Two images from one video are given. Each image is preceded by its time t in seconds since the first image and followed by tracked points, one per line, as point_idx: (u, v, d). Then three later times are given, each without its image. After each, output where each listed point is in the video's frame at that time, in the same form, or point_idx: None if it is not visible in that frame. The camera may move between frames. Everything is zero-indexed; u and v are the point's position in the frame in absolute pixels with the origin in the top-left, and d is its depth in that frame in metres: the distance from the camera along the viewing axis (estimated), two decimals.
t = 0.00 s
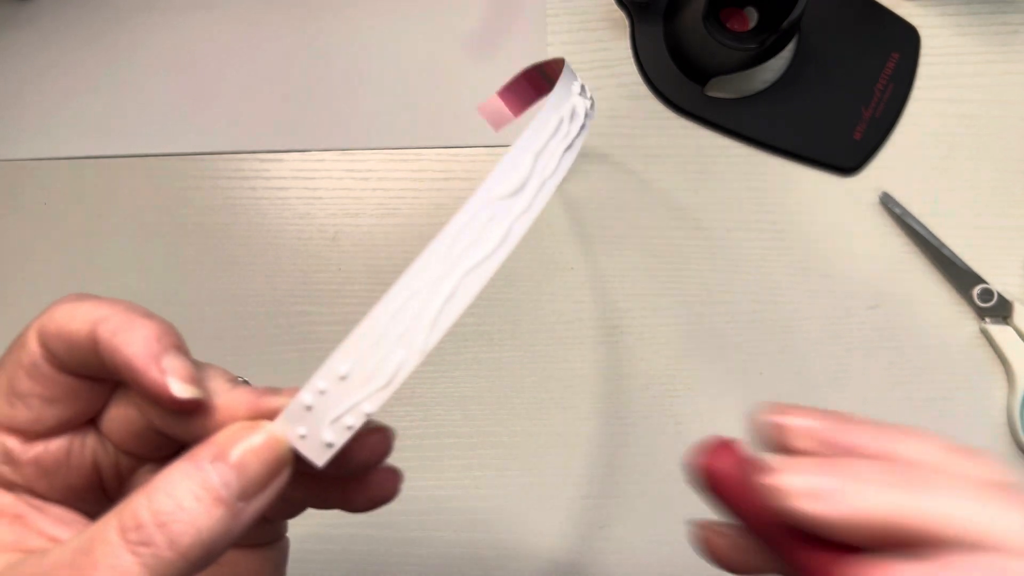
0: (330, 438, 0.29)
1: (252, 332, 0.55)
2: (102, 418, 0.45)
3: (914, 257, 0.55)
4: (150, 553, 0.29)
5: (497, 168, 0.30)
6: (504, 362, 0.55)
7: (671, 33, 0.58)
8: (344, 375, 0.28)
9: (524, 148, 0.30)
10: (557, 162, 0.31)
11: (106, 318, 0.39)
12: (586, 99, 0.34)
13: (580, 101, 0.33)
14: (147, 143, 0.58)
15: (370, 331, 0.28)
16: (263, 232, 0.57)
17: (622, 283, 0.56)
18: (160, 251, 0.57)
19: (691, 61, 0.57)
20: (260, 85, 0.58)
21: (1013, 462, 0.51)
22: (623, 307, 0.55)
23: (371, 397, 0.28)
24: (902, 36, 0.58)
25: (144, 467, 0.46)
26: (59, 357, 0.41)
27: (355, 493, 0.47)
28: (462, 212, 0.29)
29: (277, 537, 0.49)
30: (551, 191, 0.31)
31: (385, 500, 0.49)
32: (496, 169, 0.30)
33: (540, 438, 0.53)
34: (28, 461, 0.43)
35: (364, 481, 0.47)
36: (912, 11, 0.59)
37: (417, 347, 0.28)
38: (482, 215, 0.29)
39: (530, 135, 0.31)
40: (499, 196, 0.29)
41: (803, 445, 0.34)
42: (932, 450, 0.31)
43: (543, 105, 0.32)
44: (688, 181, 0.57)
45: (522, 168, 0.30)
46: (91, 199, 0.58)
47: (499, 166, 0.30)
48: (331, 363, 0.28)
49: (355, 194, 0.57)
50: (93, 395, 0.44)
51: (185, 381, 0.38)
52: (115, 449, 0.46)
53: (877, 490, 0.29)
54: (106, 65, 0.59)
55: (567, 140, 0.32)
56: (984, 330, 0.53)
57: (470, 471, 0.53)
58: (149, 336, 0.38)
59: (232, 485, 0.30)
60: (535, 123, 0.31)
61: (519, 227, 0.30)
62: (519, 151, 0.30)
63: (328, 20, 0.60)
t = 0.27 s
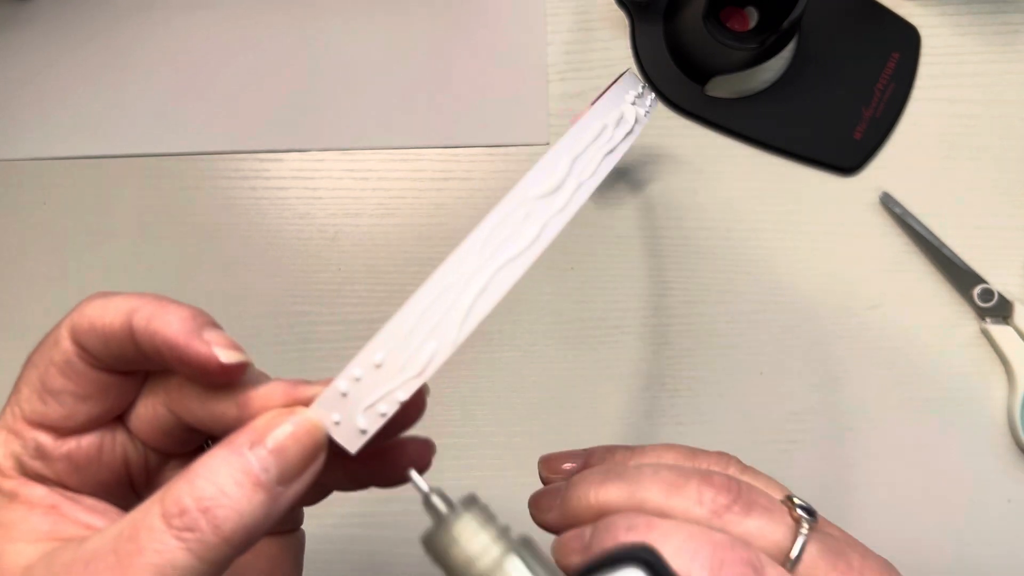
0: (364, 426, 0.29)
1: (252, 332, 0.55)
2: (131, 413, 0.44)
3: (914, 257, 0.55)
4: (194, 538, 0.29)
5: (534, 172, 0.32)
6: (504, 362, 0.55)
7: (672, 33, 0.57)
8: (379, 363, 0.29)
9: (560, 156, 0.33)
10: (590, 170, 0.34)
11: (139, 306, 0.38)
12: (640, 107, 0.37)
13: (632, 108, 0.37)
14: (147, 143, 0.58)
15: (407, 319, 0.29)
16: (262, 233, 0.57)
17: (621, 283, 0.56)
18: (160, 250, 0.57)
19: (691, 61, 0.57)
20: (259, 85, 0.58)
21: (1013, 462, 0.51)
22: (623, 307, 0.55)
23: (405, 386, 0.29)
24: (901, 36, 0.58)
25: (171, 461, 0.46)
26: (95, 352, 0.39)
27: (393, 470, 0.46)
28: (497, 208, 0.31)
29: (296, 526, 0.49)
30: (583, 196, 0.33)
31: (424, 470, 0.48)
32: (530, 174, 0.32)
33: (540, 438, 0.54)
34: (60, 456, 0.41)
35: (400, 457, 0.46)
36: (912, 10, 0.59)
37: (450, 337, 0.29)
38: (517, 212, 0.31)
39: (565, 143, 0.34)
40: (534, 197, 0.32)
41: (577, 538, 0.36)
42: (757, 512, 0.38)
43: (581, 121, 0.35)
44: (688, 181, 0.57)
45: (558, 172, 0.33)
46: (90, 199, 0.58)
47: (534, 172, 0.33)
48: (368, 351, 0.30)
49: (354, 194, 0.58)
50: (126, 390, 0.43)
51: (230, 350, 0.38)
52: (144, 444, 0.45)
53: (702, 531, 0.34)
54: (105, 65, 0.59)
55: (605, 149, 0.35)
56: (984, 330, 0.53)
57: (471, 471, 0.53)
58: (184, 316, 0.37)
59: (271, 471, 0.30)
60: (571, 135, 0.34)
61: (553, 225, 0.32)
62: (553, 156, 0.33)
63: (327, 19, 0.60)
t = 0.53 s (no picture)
0: (375, 415, 0.28)
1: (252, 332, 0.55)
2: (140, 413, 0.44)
3: (914, 257, 0.55)
4: (206, 529, 0.29)
5: (520, 157, 0.29)
6: (504, 362, 0.55)
7: (671, 33, 0.57)
8: (387, 354, 0.27)
9: (544, 135, 0.30)
10: (573, 151, 0.31)
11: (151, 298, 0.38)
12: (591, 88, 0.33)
13: (585, 91, 0.33)
14: (147, 143, 0.58)
15: (411, 311, 0.27)
16: (263, 232, 0.57)
17: (622, 283, 0.56)
18: (160, 250, 0.57)
19: (691, 61, 0.57)
20: (259, 85, 0.58)
21: (1013, 462, 0.51)
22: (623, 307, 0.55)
23: (414, 372, 0.28)
24: (901, 36, 0.58)
25: (179, 458, 0.46)
26: (108, 350, 0.39)
27: (398, 453, 0.47)
28: (495, 195, 0.28)
29: (302, 519, 0.50)
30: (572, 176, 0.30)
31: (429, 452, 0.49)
32: (520, 158, 0.29)
33: (540, 438, 0.53)
34: (71, 453, 0.41)
35: (404, 439, 0.46)
36: (912, 10, 0.59)
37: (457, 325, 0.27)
38: (512, 200, 0.28)
39: (546, 125, 0.30)
40: (526, 181, 0.29)
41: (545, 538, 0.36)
42: (719, 506, 0.36)
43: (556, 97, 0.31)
44: (688, 180, 0.57)
45: (545, 154, 0.29)
46: (90, 198, 0.58)
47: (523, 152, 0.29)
48: (373, 343, 0.27)
49: (355, 194, 0.58)
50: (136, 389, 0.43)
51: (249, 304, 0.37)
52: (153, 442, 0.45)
53: (662, 526, 0.33)
54: (104, 64, 0.59)
55: (578, 132, 0.31)
56: (984, 330, 0.53)
57: (471, 471, 0.53)
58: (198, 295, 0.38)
59: (281, 464, 0.30)
60: (548, 116, 0.31)
61: (546, 211, 0.29)
62: (537, 140, 0.30)
63: (327, 19, 0.60)
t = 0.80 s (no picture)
0: (372, 418, 0.28)
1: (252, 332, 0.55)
2: (133, 423, 0.43)
3: (914, 257, 0.55)
4: (205, 537, 0.29)
5: (518, 157, 0.28)
6: (504, 362, 0.55)
7: (671, 33, 0.57)
8: (383, 358, 0.27)
9: (544, 134, 0.29)
10: (574, 149, 0.30)
11: (146, 297, 0.38)
12: (596, 86, 0.32)
13: (591, 90, 0.32)
14: (146, 143, 0.58)
15: (407, 315, 0.27)
16: (262, 232, 0.57)
17: (622, 283, 0.55)
18: (159, 250, 0.57)
19: (691, 61, 0.57)
20: (258, 85, 0.58)
21: (1014, 462, 0.51)
22: (623, 307, 0.55)
23: (410, 376, 0.27)
24: (902, 36, 0.58)
25: (173, 467, 0.46)
26: (103, 360, 0.38)
27: (395, 451, 0.46)
28: (489, 198, 0.27)
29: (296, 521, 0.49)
30: (573, 174, 0.30)
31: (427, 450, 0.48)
32: (516, 157, 0.28)
33: (540, 438, 0.53)
34: (64, 465, 0.40)
35: (402, 438, 0.45)
36: (913, 10, 0.59)
37: (453, 328, 0.27)
38: (508, 201, 0.28)
39: (546, 122, 0.29)
40: (523, 182, 0.28)
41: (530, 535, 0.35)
42: (705, 500, 0.35)
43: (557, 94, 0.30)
44: (688, 180, 0.57)
45: (544, 153, 0.29)
46: (90, 198, 0.57)
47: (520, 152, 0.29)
48: (369, 347, 0.27)
49: (354, 194, 0.57)
50: (129, 401, 0.42)
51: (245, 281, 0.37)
52: (147, 451, 0.44)
53: (645, 520, 0.32)
54: (104, 64, 0.59)
55: (581, 128, 0.31)
56: (985, 330, 0.53)
57: (471, 471, 0.53)
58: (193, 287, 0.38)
59: (279, 470, 0.30)
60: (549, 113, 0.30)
61: (544, 211, 0.29)
62: (537, 138, 0.29)
63: (327, 20, 0.59)
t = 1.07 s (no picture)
0: (375, 423, 0.28)
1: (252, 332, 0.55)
2: (137, 427, 0.43)
3: (914, 257, 0.55)
4: (213, 544, 0.29)
5: (526, 161, 0.28)
6: (504, 362, 0.55)
7: (671, 33, 0.57)
8: (388, 363, 0.27)
9: (552, 139, 0.29)
10: (583, 156, 0.30)
11: (149, 301, 0.38)
12: (608, 100, 0.32)
13: (603, 101, 0.31)
14: (146, 143, 0.58)
15: (411, 320, 0.27)
16: (263, 232, 0.57)
17: (622, 283, 0.55)
18: (159, 250, 0.57)
19: (691, 61, 0.57)
20: (258, 85, 0.58)
21: (1014, 462, 0.51)
22: (623, 307, 0.55)
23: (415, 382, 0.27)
24: (902, 36, 0.58)
25: (177, 469, 0.46)
26: (107, 364, 0.38)
27: (396, 447, 0.46)
28: (495, 203, 0.27)
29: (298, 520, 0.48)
30: (581, 181, 0.29)
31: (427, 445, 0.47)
32: (524, 163, 0.28)
33: (540, 438, 0.53)
34: (68, 471, 0.40)
35: (402, 433, 0.45)
36: (912, 10, 0.59)
37: (457, 334, 0.27)
38: (514, 207, 0.27)
39: (556, 128, 0.29)
40: (531, 188, 0.28)
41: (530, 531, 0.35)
42: (705, 497, 0.35)
43: (568, 100, 0.30)
44: (688, 180, 0.57)
45: (552, 159, 0.28)
46: (90, 198, 0.57)
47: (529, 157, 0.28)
48: (374, 352, 0.27)
49: (355, 194, 0.57)
50: (134, 405, 0.42)
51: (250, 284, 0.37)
52: (151, 455, 0.44)
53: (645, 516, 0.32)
54: (103, 64, 0.59)
55: (590, 136, 0.30)
56: (985, 330, 0.53)
57: (470, 471, 0.53)
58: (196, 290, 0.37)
59: (285, 475, 0.30)
60: (559, 118, 0.29)
61: (550, 218, 0.28)
62: (545, 144, 0.29)
63: (327, 19, 0.59)
